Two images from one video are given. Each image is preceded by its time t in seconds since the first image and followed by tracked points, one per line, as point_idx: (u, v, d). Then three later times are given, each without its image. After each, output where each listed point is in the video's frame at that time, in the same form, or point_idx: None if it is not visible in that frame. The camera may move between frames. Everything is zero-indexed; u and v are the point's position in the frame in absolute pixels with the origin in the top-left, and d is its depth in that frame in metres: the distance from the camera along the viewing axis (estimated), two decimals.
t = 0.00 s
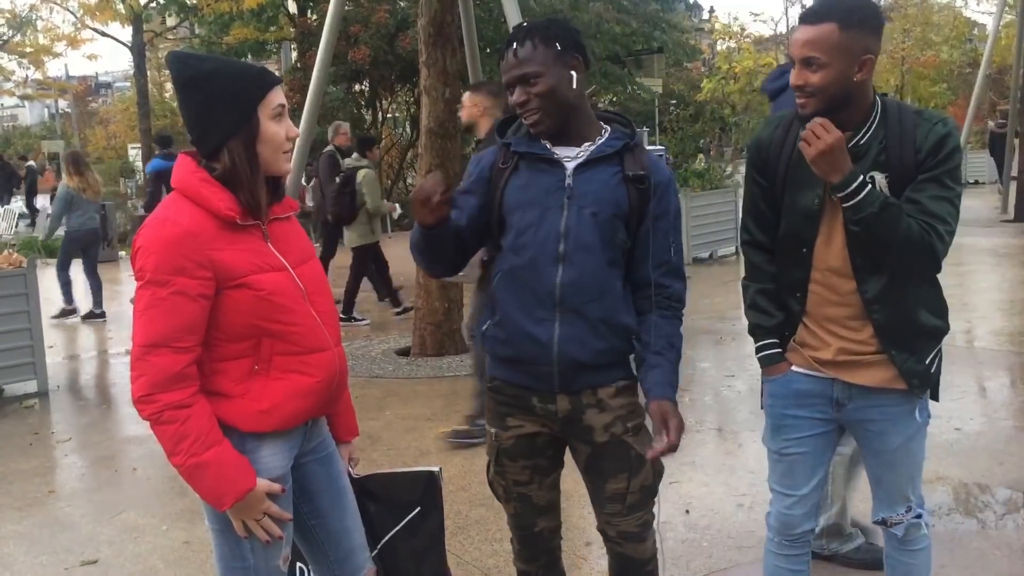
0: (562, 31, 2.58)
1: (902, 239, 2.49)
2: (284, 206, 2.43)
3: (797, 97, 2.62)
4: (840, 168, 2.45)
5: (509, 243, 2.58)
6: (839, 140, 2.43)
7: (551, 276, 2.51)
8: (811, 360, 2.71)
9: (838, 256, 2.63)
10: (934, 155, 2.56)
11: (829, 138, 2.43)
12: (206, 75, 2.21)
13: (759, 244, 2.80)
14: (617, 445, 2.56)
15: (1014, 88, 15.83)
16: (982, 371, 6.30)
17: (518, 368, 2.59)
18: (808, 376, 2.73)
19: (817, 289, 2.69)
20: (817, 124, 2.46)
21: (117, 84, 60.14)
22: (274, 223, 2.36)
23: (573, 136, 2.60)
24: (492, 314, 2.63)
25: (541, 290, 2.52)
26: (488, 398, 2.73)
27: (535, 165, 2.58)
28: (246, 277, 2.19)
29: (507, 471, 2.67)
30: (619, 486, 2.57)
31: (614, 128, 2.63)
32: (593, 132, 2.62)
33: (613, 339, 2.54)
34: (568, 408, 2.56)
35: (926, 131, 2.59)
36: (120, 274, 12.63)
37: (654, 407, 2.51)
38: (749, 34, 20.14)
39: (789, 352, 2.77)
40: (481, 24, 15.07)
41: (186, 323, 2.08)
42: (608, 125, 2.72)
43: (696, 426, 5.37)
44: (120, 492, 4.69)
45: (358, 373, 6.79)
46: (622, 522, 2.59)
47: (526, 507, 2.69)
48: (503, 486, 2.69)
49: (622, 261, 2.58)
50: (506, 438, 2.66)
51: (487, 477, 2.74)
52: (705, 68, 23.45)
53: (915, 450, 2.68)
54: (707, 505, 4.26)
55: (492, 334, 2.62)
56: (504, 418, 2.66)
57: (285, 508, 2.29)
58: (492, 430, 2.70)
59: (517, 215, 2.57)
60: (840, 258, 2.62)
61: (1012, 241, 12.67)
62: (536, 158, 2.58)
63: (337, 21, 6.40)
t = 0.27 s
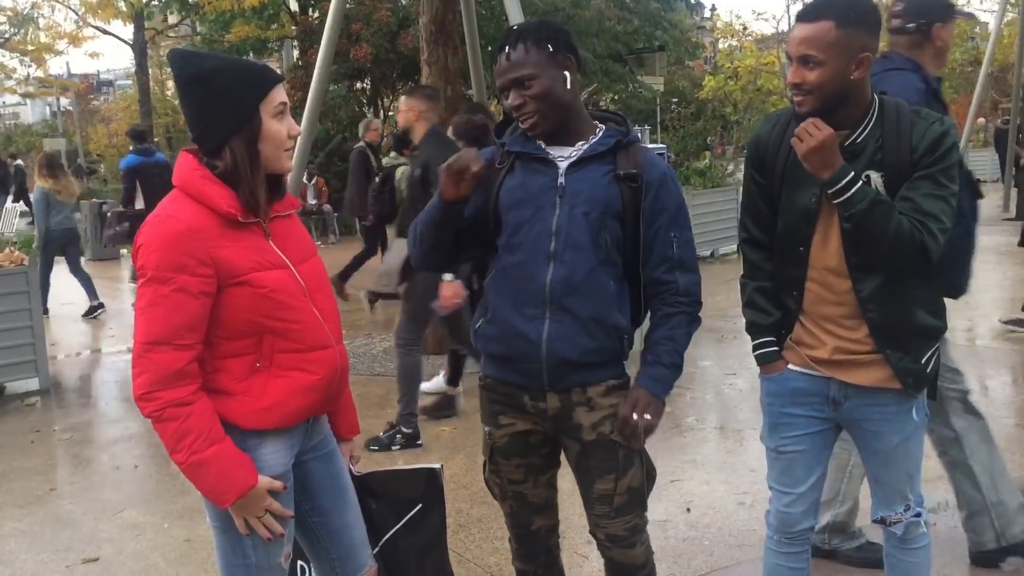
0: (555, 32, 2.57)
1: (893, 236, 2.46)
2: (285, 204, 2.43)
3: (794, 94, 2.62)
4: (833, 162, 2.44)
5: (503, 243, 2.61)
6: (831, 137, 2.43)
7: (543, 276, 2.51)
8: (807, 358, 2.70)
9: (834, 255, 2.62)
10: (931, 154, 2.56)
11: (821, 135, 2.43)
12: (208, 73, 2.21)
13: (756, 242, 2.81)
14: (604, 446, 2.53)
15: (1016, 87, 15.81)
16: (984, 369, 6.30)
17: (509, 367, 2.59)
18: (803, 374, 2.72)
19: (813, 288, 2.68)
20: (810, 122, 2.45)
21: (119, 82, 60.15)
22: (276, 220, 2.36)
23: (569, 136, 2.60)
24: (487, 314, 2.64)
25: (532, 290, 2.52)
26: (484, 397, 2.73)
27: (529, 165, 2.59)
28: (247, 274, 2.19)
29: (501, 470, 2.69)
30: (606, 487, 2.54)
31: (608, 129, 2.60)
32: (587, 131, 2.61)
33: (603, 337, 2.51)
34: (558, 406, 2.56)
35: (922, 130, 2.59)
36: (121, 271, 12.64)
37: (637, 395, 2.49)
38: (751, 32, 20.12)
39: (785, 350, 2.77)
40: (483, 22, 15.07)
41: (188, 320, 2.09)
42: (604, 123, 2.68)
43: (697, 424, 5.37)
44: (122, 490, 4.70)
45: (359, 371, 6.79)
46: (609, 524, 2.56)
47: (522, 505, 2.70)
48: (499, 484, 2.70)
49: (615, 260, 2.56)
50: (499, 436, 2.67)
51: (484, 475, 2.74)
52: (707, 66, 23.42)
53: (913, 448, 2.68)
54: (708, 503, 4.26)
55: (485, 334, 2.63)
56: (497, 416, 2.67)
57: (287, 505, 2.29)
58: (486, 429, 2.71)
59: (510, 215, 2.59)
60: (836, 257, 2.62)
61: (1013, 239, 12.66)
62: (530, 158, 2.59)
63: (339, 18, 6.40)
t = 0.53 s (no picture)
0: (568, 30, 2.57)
1: (892, 235, 2.46)
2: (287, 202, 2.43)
3: (794, 92, 2.62)
4: (831, 161, 2.44)
5: (518, 243, 2.62)
6: (829, 136, 2.43)
7: (563, 272, 2.53)
8: (808, 357, 2.71)
9: (834, 254, 2.62)
10: (932, 153, 2.55)
11: (819, 134, 2.43)
12: (209, 72, 2.21)
13: (758, 240, 2.81)
14: (623, 443, 2.56)
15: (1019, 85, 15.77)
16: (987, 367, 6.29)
17: (529, 363, 2.61)
18: (803, 372, 2.73)
19: (814, 287, 2.68)
20: (807, 121, 2.45)
21: (121, 80, 60.18)
22: (278, 218, 2.36)
23: (581, 134, 2.62)
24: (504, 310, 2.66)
25: (553, 289, 2.54)
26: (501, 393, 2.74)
27: (544, 162, 2.59)
28: (249, 272, 2.19)
29: (518, 466, 2.69)
30: (618, 482, 2.57)
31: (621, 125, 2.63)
32: (597, 129, 2.64)
33: (623, 334, 2.55)
34: (580, 403, 2.58)
35: (923, 127, 2.58)
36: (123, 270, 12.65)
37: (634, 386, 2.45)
38: (753, 30, 20.08)
39: (786, 348, 2.77)
40: (484, 20, 15.06)
41: (190, 318, 2.09)
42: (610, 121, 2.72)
43: (699, 423, 5.37)
44: (124, 488, 4.70)
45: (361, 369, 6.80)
46: (618, 519, 2.59)
47: (537, 500, 2.72)
48: (515, 480, 2.71)
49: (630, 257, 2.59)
50: (519, 432, 2.68)
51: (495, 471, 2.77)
52: (710, 64, 23.38)
53: (914, 447, 2.68)
54: (709, 502, 4.26)
55: (504, 331, 2.66)
56: (517, 412, 2.68)
57: (289, 503, 2.29)
58: (503, 425, 2.72)
59: (526, 214, 2.59)
60: (836, 256, 2.62)
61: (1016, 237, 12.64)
62: (541, 155, 2.59)
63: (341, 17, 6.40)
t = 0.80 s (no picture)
0: (587, 24, 2.63)
1: (892, 231, 2.46)
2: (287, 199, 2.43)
3: (796, 89, 2.61)
4: (831, 157, 2.46)
5: (542, 235, 2.68)
6: (829, 132, 2.44)
7: (583, 268, 2.59)
8: (810, 355, 2.71)
9: (835, 252, 2.63)
10: (934, 150, 2.54)
11: (818, 130, 2.45)
12: (208, 69, 2.21)
13: (761, 238, 2.80)
14: (637, 434, 2.65)
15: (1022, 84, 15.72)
16: (989, 366, 6.28)
17: (550, 357, 2.68)
18: (806, 370, 2.73)
19: (816, 284, 2.68)
20: (806, 117, 2.47)
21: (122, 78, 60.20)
22: (278, 214, 2.36)
23: (601, 129, 2.67)
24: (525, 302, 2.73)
25: (572, 284, 2.60)
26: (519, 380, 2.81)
27: (565, 157, 2.66)
28: (251, 270, 2.19)
29: (532, 452, 2.75)
30: (632, 470, 2.67)
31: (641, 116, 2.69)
32: (620, 123, 2.68)
33: (642, 330, 2.62)
34: (596, 394, 2.65)
35: (925, 125, 2.57)
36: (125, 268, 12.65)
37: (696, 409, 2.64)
38: (755, 28, 20.03)
39: (789, 346, 2.77)
40: (486, 18, 15.04)
41: (193, 315, 2.09)
42: (636, 111, 2.77)
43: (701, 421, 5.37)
44: (125, 486, 4.71)
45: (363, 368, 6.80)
46: (631, 505, 2.70)
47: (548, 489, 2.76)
48: (527, 466, 2.77)
49: (652, 253, 2.66)
50: (533, 419, 2.74)
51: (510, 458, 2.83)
52: (711, 63, 23.33)
53: (917, 445, 2.68)
54: (711, 500, 4.26)
55: (526, 322, 2.72)
56: (534, 399, 2.75)
57: (290, 501, 2.29)
58: (519, 411, 2.78)
59: (549, 207, 2.67)
60: (838, 254, 2.62)
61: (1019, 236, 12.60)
62: (564, 150, 2.66)
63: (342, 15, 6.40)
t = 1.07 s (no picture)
0: (615, 22, 2.63)
1: (890, 229, 2.45)
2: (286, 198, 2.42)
3: (797, 87, 2.61)
4: (830, 155, 2.45)
5: (563, 233, 2.68)
6: (829, 130, 2.44)
7: (600, 269, 2.59)
8: (810, 353, 2.70)
9: (835, 251, 2.62)
10: (934, 148, 2.54)
11: (819, 128, 2.45)
12: (208, 68, 2.21)
13: (762, 237, 2.79)
14: (650, 427, 2.67)
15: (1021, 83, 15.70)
16: (989, 365, 6.28)
17: (565, 355, 2.68)
18: (805, 369, 2.73)
19: (816, 283, 2.68)
20: (807, 115, 2.47)
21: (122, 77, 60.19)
22: (277, 213, 2.36)
23: (626, 129, 2.67)
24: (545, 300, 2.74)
25: (589, 283, 2.61)
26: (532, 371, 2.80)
27: (586, 158, 2.66)
28: (249, 270, 2.19)
29: (539, 438, 2.74)
30: (644, 463, 2.69)
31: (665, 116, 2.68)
32: (645, 123, 2.68)
33: (658, 330, 2.63)
34: (611, 387, 2.65)
35: (926, 123, 2.57)
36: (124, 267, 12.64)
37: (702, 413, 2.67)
38: (755, 27, 20.00)
39: (789, 345, 2.77)
40: (485, 17, 15.02)
41: (192, 315, 2.09)
42: (661, 110, 2.76)
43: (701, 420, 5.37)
44: (125, 485, 4.70)
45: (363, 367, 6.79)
46: (642, 497, 2.72)
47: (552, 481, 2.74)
48: (533, 454, 2.75)
49: (669, 254, 2.66)
50: (544, 405, 2.73)
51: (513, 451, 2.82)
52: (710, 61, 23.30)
53: (917, 445, 2.68)
54: (712, 499, 4.26)
55: (546, 320, 2.73)
56: (547, 387, 2.74)
57: (288, 500, 2.29)
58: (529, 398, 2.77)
59: (570, 206, 2.67)
60: (838, 252, 2.62)
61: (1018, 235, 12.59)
62: (586, 150, 2.66)
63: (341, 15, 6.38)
